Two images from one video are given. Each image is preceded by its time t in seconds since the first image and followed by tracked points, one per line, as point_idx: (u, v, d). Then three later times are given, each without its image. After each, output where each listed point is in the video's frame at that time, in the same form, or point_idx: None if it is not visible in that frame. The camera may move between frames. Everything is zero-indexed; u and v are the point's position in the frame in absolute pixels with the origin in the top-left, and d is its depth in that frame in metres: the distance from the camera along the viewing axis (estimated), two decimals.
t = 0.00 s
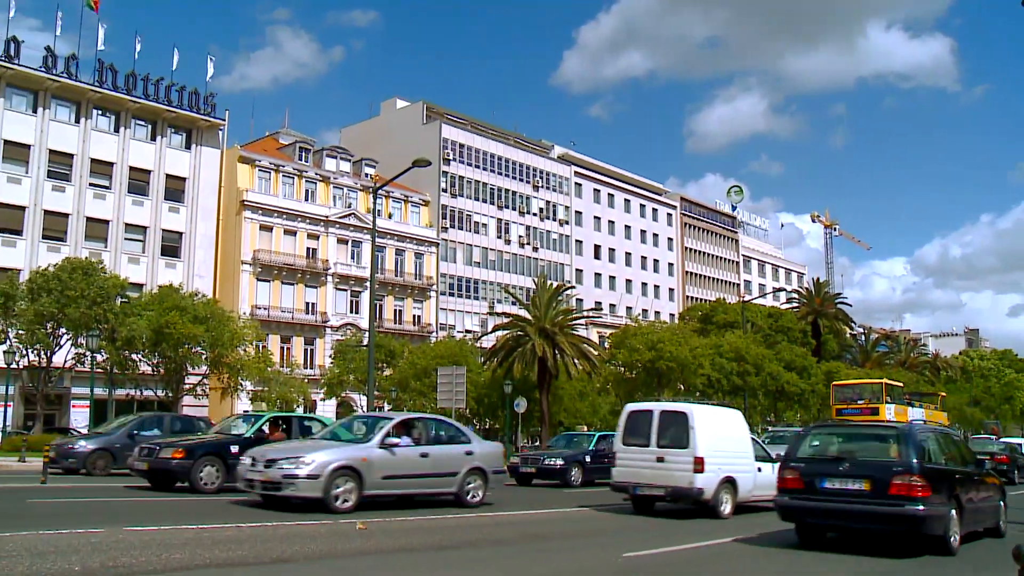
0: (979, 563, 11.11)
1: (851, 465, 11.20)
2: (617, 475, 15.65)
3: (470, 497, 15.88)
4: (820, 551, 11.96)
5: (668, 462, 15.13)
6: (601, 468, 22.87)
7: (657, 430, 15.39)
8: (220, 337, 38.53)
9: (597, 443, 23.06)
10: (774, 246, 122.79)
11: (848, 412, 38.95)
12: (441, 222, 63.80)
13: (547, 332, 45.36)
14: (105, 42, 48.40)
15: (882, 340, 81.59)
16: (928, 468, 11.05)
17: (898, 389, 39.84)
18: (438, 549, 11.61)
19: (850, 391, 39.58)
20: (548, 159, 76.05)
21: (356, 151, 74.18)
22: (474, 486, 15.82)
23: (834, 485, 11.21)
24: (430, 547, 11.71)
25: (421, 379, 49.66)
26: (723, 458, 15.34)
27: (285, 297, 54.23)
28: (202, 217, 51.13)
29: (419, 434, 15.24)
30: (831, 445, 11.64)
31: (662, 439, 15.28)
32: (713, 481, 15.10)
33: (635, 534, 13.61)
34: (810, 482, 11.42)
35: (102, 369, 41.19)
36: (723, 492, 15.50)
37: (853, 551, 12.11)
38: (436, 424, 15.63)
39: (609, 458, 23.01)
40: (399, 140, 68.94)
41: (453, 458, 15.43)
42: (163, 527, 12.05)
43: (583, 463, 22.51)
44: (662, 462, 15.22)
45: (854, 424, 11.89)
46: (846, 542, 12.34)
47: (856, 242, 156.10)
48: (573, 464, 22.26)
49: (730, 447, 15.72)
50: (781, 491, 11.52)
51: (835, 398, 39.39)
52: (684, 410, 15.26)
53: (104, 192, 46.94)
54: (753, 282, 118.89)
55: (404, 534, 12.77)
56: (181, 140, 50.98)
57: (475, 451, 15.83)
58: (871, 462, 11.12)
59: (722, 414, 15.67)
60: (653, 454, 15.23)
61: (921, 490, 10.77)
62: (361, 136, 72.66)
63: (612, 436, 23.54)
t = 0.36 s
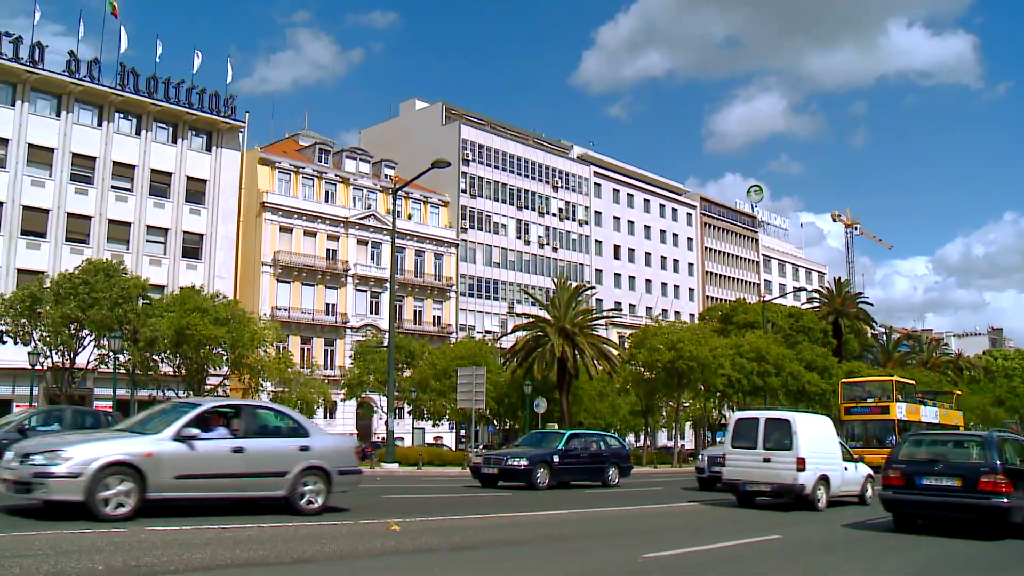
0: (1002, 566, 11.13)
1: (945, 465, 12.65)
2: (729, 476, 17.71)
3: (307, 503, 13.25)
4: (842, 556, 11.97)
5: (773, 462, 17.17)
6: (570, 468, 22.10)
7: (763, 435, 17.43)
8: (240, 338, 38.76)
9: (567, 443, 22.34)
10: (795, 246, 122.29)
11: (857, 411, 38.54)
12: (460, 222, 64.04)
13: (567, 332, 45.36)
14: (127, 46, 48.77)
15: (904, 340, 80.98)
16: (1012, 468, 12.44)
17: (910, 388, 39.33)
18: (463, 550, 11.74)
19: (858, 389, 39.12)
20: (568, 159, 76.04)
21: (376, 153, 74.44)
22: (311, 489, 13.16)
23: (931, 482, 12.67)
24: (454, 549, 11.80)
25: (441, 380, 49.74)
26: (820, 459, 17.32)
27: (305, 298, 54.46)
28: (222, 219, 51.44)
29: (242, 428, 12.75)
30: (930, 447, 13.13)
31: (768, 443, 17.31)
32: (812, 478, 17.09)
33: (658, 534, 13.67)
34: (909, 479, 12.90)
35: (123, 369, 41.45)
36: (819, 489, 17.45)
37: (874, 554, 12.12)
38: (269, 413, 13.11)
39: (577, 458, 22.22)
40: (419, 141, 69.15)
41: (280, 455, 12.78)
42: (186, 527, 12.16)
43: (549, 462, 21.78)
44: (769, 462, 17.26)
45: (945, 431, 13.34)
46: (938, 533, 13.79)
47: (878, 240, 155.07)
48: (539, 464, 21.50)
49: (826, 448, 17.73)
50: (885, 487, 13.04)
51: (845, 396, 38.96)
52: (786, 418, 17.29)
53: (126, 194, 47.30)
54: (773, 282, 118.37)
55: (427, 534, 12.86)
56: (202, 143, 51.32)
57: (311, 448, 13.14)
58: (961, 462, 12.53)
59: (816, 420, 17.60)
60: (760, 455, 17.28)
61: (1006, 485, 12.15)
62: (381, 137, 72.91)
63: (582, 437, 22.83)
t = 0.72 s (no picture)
0: None
1: (1018, 465, 14.31)
2: (814, 475, 19.16)
3: (53, 507, 11.27)
4: (864, 557, 12.02)
5: (856, 462, 18.62)
6: (533, 470, 20.35)
7: (846, 439, 18.83)
8: (259, 339, 38.90)
9: (529, 443, 20.50)
10: (814, 246, 121.76)
11: (864, 409, 38.09)
12: (478, 223, 64.13)
13: (585, 333, 45.28)
14: (147, 49, 49.08)
15: (924, 340, 80.49)
16: None
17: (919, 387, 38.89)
18: (485, 551, 11.82)
19: (866, 387, 38.61)
20: (586, 159, 76.03)
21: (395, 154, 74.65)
22: (62, 491, 11.17)
23: (1004, 480, 14.35)
24: (477, 549, 11.89)
25: (459, 381, 49.78)
26: (898, 459, 18.79)
27: (324, 300, 54.68)
28: (242, 221, 51.74)
29: None
30: (1002, 449, 14.81)
31: (852, 446, 18.73)
32: (891, 477, 18.56)
33: (679, 535, 13.71)
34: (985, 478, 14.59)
35: (143, 370, 41.67)
36: (896, 485, 18.95)
37: (897, 555, 12.16)
38: (19, 397, 11.10)
39: (542, 459, 20.49)
40: (437, 142, 69.27)
41: (12, 450, 10.69)
42: (206, 527, 12.25)
43: (508, 462, 20.03)
44: (851, 462, 18.71)
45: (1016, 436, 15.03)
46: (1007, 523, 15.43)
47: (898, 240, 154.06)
48: (495, 466, 19.75)
49: (900, 448, 19.27)
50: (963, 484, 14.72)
51: (850, 395, 38.65)
52: (867, 423, 18.73)
53: (146, 197, 47.61)
54: (792, 282, 117.86)
55: (449, 535, 12.93)
56: (221, 145, 51.61)
57: (65, 439, 11.11)
58: None
59: (893, 424, 19.08)
60: (843, 456, 18.73)
61: None
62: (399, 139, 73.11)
63: (548, 436, 21.02)
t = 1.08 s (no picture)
0: None
1: None
2: (887, 471, 21.45)
3: None
4: (883, 557, 12.05)
5: (926, 462, 20.94)
6: (488, 469, 19.92)
7: (918, 441, 21.14)
8: (278, 340, 39.03)
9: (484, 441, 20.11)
10: (833, 246, 121.22)
11: (870, 408, 37.86)
12: (496, 224, 64.26)
13: (602, 334, 45.25)
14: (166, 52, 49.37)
15: (945, 340, 80.02)
16: None
17: (927, 384, 38.49)
18: (503, 551, 11.88)
19: (871, 385, 38.29)
20: (603, 160, 75.99)
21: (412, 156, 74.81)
22: None
23: None
24: (496, 550, 11.96)
25: (477, 382, 49.86)
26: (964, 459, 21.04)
27: (342, 301, 54.85)
28: (260, 222, 51.98)
29: None
30: None
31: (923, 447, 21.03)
32: (956, 474, 20.80)
33: (698, 535, 13.77)
34: None
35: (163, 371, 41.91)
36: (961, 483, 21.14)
37: (916, 556, 12.19)
38: None
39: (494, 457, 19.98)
40: (455, 143, 69.40)
41: None
42: (226, 527, 12.33)
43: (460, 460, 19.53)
44: (921, 461, 21.01)
45: None
46: None
47: (918, 238, 152.95)
48: (446, 463, 19.26)
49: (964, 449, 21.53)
50: None
51: (855, 392, 38.37)
52: (936, 427, 21.06)
53: (165, 199, 47.90)
54: (812, 282, 117.37)
55: (468, 535, 13.00)
56: (240, 147, 51.90)
57: None
58: None
59: (958, 429, 21.30)
60: (914, 456, 21.06)
61: None
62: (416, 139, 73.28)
63: (505, 434, 20.60)
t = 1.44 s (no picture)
0: None
1: None
2: (946, 472, 22.54)
3: None
4: (897, 558, 12.06)
5: (983, 462, 21.98)
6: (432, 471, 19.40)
7: (975, 444, 22.19)
8: (292, 342, 39.04)
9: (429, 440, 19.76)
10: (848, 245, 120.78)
11: (868, 406, 37.44)
12: (510, 224, 64.30)
13: (616, 334, 45.20)
14: (180, 55, 49.59)
15: (960, 340, 79.73)
16: None
17: (928, 382, 38.39)
18: (517, 552, 11.90)
19: (871, 383, 37.95)
20: (616, 160, 75.94)
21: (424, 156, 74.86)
22: None
23: None
24: (510, 550, 11.99)
25: (491, 383, 49.89)
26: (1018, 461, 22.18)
27: (356, 301, 54.97)
28: (274, 223, 52.15)
29: None
30: None
31: (980, 448, 22.10)
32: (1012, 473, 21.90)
33: (712, 535, 13.78)
34: None
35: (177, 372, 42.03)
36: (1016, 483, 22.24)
37: (932, 557, 12.19)
38: None
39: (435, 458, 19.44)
40: (467, 143, 69.44)
41: None
42: (237, 528, 12.37)
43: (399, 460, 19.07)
44: (978, 462, 22.06)
45: None
46: None
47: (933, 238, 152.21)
48: (385, 462, 18.77)
49: (1015, 451, 22.69)
50: None
51: (854, 391, 37.97)
52: (991, 431, 22.16)
53: (180, 200, 48.10)
54: (826, 282, 117.04)
55: (482, 535, 13.04)
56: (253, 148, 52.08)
57: None
58: None
59: (1010, 432, 22.50)
60: (972, 457, 22.10)
61: None
62: (429, 140, 73.40)
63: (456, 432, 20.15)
